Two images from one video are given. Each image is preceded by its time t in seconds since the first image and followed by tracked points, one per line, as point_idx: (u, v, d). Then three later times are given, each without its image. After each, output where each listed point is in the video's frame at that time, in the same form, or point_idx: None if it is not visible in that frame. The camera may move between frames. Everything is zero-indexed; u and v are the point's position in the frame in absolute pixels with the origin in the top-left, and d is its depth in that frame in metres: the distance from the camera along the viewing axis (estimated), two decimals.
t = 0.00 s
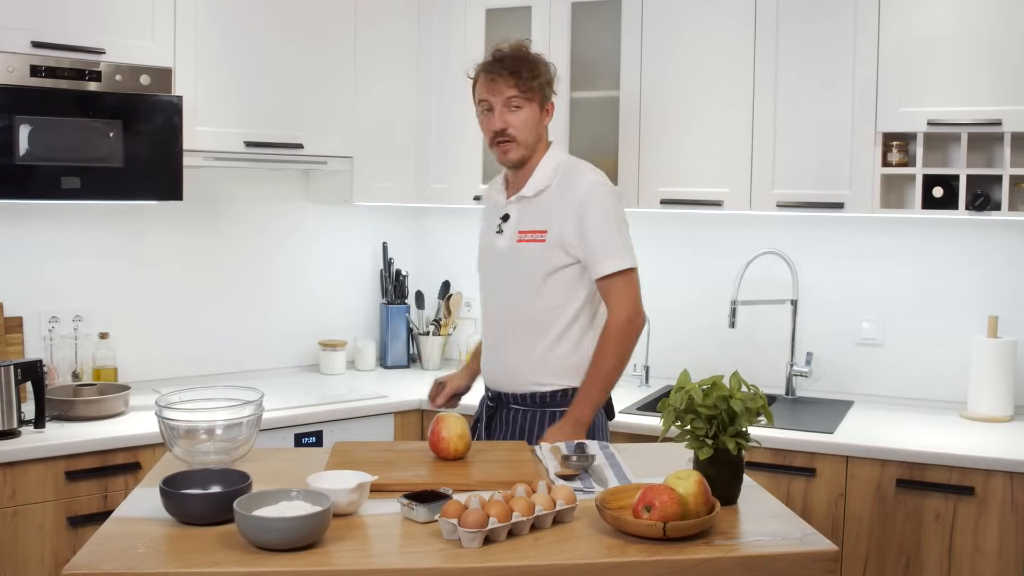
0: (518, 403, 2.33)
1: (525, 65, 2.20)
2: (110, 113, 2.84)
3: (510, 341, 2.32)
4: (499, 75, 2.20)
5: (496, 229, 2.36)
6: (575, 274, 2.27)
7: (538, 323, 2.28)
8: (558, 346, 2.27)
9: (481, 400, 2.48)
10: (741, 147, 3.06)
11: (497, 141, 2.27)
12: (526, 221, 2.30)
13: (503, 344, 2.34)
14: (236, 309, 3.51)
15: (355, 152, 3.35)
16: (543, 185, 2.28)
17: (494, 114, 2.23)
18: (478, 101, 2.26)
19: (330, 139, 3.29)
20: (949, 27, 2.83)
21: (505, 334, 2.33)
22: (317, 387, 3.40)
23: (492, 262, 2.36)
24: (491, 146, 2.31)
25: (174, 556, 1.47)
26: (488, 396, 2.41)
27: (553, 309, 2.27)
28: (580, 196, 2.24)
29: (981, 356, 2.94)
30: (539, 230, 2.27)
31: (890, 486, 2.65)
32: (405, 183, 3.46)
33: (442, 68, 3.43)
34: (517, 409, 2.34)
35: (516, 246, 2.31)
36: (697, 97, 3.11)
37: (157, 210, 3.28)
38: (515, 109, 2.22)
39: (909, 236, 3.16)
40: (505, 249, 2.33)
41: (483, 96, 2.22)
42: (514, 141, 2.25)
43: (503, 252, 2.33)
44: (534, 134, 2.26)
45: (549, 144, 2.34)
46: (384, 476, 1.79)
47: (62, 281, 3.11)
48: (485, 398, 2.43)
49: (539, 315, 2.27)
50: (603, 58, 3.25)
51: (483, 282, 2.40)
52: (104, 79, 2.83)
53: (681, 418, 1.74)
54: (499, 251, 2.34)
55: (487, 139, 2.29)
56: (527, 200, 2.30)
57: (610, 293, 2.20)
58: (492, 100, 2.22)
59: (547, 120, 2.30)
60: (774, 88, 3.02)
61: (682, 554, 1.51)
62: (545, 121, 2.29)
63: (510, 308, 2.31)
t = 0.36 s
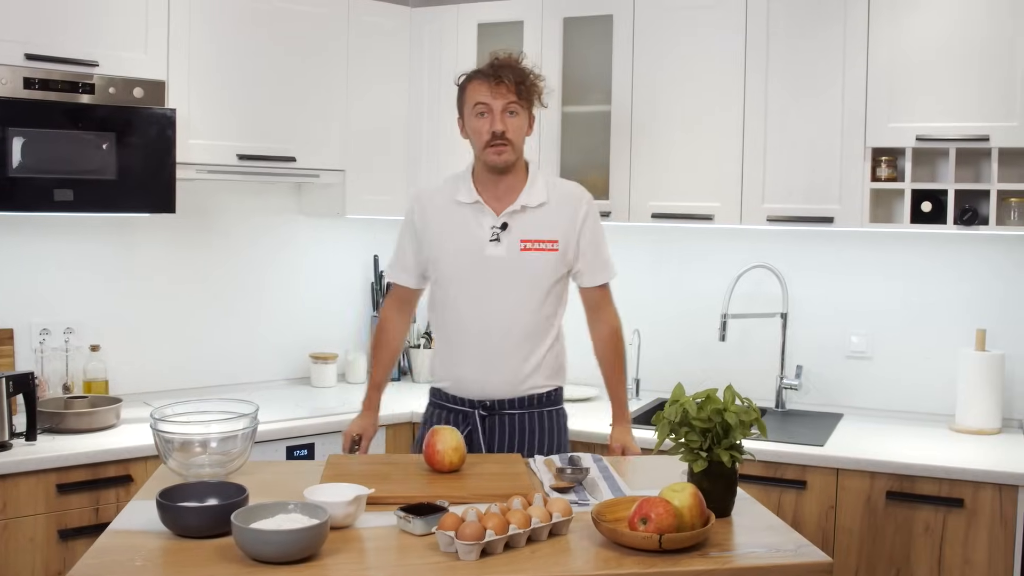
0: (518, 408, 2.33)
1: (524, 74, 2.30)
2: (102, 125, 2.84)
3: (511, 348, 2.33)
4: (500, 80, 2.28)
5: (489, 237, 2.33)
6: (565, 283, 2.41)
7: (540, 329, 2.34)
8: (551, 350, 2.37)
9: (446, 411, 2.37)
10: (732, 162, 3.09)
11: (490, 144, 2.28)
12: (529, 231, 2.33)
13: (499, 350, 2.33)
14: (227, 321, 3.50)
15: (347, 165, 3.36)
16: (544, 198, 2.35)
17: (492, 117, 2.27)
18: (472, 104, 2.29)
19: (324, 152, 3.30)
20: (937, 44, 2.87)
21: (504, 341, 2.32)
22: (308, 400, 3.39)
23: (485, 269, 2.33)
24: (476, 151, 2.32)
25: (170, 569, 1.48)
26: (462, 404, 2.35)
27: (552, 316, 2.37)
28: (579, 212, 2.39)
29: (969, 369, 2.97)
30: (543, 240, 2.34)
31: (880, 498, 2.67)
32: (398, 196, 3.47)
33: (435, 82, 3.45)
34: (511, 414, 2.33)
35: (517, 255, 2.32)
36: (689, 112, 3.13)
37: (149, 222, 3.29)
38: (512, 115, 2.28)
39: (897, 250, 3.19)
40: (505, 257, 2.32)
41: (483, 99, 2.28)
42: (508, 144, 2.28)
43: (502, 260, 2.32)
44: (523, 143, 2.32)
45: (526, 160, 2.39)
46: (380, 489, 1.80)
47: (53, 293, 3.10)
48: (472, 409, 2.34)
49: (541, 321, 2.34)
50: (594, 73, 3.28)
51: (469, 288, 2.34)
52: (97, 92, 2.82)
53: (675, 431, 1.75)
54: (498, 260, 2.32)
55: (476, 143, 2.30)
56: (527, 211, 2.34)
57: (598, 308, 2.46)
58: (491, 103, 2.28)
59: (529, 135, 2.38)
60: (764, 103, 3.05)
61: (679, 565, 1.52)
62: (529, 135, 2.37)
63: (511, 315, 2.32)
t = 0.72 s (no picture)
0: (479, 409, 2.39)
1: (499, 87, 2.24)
2: (100, 127, 2.85)
3: (479, 356, 2.37)
4: (474, 95, 2.21)
5: (463, 250, 2.34)
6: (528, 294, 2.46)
7: (506, 338, 2.39)
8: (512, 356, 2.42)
9: (410, 411, 2.40)
10: (728, 167, 3.11)
11: (463, 159, 2.23)
12: (501, 245, 2.36)
13: (470, 358, 2.36)
14: (224, 323, 3.51)
15: (345, 168, 3.37)
16: (516, 213, 2.37)
17: (465, 131, 2.21)
18: (445, 118, 2.23)
19: (322, 156, 3.31)
20: (932, 51, 2.89)
21: (473, 349, 2.36)
22: (305, 402, 3.40)
23: (458, 281, 2.34)
24: (449, 165, 2.26)
25: (171, 570, 1.48)
26: (427, 404, 2.39)
27: (516, 325, 2.42)
28: (546, 228, 2.44)
29: (963, 374, 2.99)
30: (514, 255, 2.37)
31: (874, 501, 2.69)
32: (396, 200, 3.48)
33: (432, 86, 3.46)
34: (475, 416, 2.39)
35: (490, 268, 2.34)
36: (684, 117, 3.15)
37: (146, 225, 3.29)
38: (485, 129, 2.22)
39: (891, 255, 3.21)
40: (479, 270, 2.34)
41: (456, 113, 2.21)
42: (481, 159, 2.23)
43: (476, 272, 2.34)
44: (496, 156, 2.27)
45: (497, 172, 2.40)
46: (380, 491, 1.81)
47: (50, 295, 3.11)
48: (437, 409, 2.38)
49: (508, 330, 2.39)
50: (591, 78, 3.30)
51: (441, 298, 2.35)
52: (96, 95, 2.83)
53: (672, 434, 1.77)
54: (471, 272, 2.33)
55: (449, 157, 2.24)
56: (500, 225, 2.35)
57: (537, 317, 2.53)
58: (464, 117, 2.21)
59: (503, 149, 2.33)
60: (760, 109, 3.07)
61: (677, 567, 1.53)
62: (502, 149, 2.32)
63: (481, 326, 2.35)
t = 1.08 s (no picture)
0: (485, 408, 2.42)
1: (523, 103, 2.22)
2: (131, 127, 2.88)
3: (486, 360, 2.39)
4: (498, 112, 2.19)
5: (474, 258, 2.35)
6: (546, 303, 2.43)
7: (515, 345, 2.39)
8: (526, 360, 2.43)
9: (422, 400, 2.47)
10: (755, 166, 3.10)
11: (486, 175, 2.21)
12: (513, 255, 2.34)
13: (478, 362, 2.39)
14: (253, 321, 3.54)
15: (371, 167, 3.38)
16: (531, 224, 2.34)
17: (488, 147, 2.20)
18: (469, 134, 2.21)
19: (348, 155, 3.32)
20: (961, 49, 2.87)
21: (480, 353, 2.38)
22: (333, 399, 3.42)
23: (468, 288, 2.36)
24: (472, 179, 2.25)
25: (206, 564, 1.50)
26: (437, 399, 2.44)
27: (528, 334, 2.41)
28: (565, 238, 2.39)
29: (993, 373, 2.97)
30: (525, 266, 2.35)
31: (903, 500, 2.67)
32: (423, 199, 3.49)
33: (459, 85, 3.47)
34: (481, 414, 2.42)
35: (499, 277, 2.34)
36: (711, 115, 3.15)
37: (176, 223, 3.32)
38: (508, 146, 2.21)
39: (920, 254, 3.19)
40: (488, 279, 2.34)
41: (480, 130, 2.20)
42: (504, 175, 2.21)
43: (485, 281, 2.34)
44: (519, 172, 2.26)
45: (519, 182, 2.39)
46: (412, 487, 1.82)
47: (82, 292, 3.15)
48: (445, 403, 2.43)
49: (517, 338, 2.39)
50: (617, 77, 3.30)
51: (452, 302, 2.39)
52: (127, 95, 2.86)
53: (702, 432, 1.77)
54: (480, 281, 2.35)
55: (472, 172, 2.22)
56: (513, 236, 2.34)
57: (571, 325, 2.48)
58: (487, 134, 2.19)
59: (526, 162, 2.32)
60: (787, 107, 3.06)
61: (706, 564, 1.54)
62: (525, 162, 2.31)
63: (489, 332, 2.37)
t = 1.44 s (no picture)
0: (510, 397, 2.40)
1: (507, 125, 2.04)
2: (157, 116, 2.89)
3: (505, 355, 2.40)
4: (479, 135, 2.05)
5: (495, 256, 2.34)
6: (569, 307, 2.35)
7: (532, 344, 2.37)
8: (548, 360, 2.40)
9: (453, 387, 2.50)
10: (780, 154, 3.08)
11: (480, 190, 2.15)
12: (531, 257, 2.29)
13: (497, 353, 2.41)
14: (277, 309, 3.56)
15: (395, 156, 3.38)
16: (547, 228, 2.26)
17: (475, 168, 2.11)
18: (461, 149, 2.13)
19: (372, 145, 3.33)
20: (991, 36, 2.83)
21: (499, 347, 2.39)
22: (356, 388, 3.44)
23: (489, 283, 2.37)
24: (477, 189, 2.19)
25: (232, 550, 1.52)
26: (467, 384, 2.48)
27: (547, 335, 2.37)
28: (585, 244, 2.27)
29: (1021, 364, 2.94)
30: (541, 269, 2.29)
31: (928, 491, 2.65)
32: (447, 188, 3.49)
33: (483, 73, 3.47)
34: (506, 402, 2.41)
35: (515, 277, 2.32)
36: (737, 104, 3.12)
37: (201, 212, 3.34)
38: (495, 167, 2.09)
39: (948, 243, 3.16)
40: (505, 277, 2.33)
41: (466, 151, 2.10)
42: (494, 194, 2.13)
43: (503, 278, 2.33)
44: (517, 186, 2.14)
45: (546, 182, 2.30)
46: (435, 475, 1.83)
47: (109, 281, 3.18)
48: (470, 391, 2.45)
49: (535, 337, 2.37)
50: (643, 65, 3.28)
51: (476, 295, 2.41)
52: (154, 84, 2.89)
53: (726, 421, 1.76)
54: (498, 278, 2.34)
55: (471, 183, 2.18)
56: (530, 239, 2.28)
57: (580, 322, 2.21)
58: (473, 155, 2.09)
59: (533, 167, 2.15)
60: (813, 96, 3.03)
61: (729, 553, 1.53)
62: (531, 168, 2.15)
63: (507, 328, 2.38)
